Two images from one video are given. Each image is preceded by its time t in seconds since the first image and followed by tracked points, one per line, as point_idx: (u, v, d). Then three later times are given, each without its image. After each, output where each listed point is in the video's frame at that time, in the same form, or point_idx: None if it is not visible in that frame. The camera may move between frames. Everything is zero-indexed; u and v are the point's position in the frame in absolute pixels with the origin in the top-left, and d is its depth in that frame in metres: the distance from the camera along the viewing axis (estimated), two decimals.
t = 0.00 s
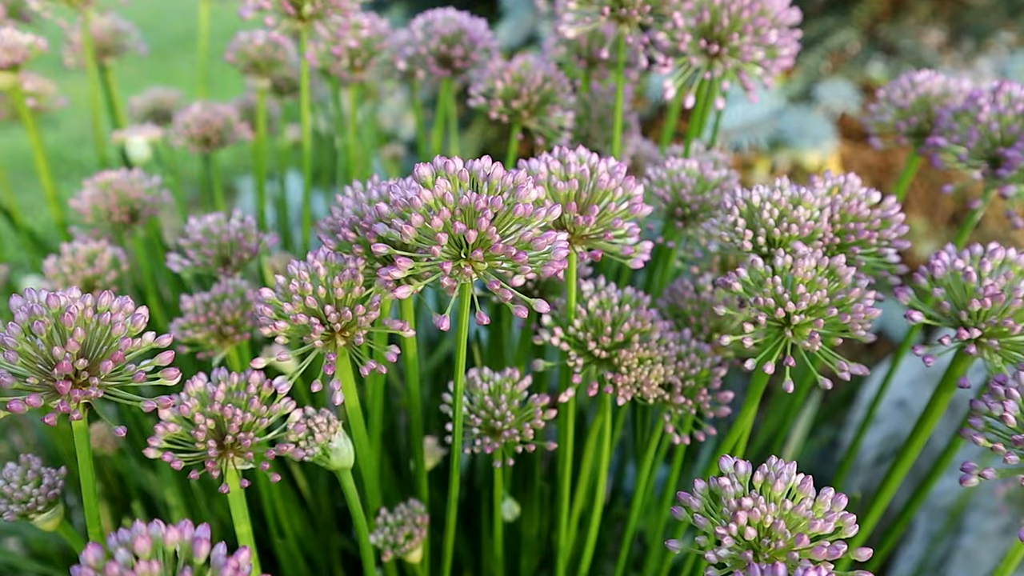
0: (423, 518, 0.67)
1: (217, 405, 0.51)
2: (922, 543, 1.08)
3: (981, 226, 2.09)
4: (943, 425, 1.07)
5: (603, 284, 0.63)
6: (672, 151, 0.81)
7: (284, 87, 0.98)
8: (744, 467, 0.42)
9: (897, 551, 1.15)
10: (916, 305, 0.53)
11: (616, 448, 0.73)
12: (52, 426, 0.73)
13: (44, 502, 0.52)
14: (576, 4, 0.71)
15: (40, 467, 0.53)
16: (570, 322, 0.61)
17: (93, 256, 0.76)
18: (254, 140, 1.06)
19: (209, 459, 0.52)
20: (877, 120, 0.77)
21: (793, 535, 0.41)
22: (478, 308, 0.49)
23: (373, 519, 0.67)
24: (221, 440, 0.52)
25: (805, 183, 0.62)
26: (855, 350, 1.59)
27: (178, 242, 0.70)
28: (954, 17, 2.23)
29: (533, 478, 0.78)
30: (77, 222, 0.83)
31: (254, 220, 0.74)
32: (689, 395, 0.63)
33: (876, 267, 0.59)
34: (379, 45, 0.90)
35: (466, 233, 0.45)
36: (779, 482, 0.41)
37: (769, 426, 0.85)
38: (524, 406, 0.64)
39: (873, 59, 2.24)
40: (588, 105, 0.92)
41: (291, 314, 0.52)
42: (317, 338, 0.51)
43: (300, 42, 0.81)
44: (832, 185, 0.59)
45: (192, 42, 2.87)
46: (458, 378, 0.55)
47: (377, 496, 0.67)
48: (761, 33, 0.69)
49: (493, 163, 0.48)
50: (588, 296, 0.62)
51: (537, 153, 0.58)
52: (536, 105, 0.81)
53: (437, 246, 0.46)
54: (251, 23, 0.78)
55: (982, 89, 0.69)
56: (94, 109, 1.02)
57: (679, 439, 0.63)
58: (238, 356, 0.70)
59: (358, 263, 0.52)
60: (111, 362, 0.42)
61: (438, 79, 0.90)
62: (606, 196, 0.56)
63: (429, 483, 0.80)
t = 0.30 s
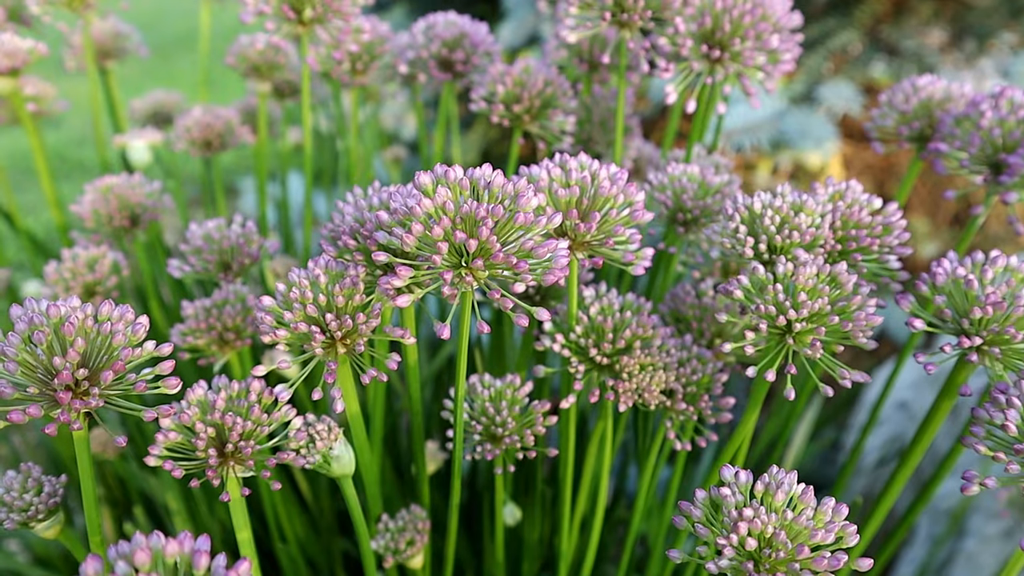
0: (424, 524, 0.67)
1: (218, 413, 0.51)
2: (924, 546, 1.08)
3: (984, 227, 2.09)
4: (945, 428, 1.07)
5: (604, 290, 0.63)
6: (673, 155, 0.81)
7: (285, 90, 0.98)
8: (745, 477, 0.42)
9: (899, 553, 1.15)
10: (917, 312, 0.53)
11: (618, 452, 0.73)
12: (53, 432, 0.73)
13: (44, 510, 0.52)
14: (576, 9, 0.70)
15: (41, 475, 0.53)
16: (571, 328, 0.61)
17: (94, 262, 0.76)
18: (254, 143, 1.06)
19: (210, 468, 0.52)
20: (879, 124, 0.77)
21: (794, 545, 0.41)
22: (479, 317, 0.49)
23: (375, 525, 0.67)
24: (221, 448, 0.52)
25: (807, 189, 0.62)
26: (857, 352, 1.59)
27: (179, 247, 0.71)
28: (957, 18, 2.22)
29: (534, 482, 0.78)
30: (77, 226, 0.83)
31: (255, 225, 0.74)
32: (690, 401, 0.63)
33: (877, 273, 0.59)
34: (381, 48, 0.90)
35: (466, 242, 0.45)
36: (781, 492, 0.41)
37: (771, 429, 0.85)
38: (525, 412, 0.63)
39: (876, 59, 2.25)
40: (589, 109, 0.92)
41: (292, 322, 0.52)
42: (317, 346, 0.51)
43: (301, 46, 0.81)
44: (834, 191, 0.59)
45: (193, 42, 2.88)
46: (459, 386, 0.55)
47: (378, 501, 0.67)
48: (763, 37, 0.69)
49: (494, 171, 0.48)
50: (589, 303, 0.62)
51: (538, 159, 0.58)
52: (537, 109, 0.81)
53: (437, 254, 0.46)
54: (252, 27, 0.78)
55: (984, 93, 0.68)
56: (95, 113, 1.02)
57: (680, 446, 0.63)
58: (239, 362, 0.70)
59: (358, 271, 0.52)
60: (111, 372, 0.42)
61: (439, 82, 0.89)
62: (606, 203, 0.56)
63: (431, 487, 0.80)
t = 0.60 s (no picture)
0: (423, 530, 0.67)
1: (212, 422, 0.51)
2: (926, 547, 1.07)
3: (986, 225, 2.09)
4: (947, 429, 1.07)
5: (602, 295, 0.63)
6: (672, 158, 0.81)
7: (284, 94, 0.97)
8: (740, 488, 0.42)
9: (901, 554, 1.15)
10: (917, 320, 0.53)
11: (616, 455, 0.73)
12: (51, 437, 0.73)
13: (39, 519, 0.52)
14: (573, 12, 0.70)
15: (36, 484, 0.53)
16: (568, 334, 0.60)
17: (92, 267, 0.76)
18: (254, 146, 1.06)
19: (205, 477, 0.52)
20: (878, 126, 0.77)
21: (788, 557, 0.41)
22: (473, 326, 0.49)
23: (372, 530, 0.66)
24: (216, 457, 0.52)
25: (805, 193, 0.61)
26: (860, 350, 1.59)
27: (176, 253, 0.71)
28: (960, 14, 2.20)
29: (534, 485, 0.78)
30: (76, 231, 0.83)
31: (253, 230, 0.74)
32: (688, 407, 0.63)
33: (875, 278, 0.59)
34: (379, 51, 0.90)
35: (460, 252, 0.45)
36: (775, 504, 0.41)
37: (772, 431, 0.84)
38: (522, 419, 0.63)
39: (878, 57, 2.24)
40: (588, 111, 0.91)
41: (286, 331, 0.51)
42: (312, 355, 0.51)
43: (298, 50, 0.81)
44: (832, 197, 0.59)
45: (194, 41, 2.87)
46: (455, 394, 0.55)
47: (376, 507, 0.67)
48: (762, 40, 0.68)
49: (488, 179, 0.48)
50: (587, 308, 0.62)
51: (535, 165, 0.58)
52: (536, 113, 0.81)
53: (431, 265, 0.45)
54: (249, 31, 0.78)
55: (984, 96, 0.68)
56: (94, 116, 1.02)
57: (678, 452, 0.63)
58: (237, 368, 0.70)
59: (353, 279, 0.51)
60: (102, 385, 0.42)
61: (438, 85, 0.89)
62: (603, 209, 0.56)
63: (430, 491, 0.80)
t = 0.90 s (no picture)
0: (416, 539, 0.66)
1: (200, 434, 0.51)
2: (933, 551, 1.06)
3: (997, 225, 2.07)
4: (954, 432, 1.05)
5: (597, 304, 0.62)
6: (671, 162, 0.80)
7: (284, 96, 0.97)
8: (729, 506, 0.42)
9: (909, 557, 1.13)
10: (916, 332, 0.52)
11: (614, 462, 0.72)
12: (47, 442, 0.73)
13: (27, 531, 0.52)
14: (570, 15, 0.69)
15: (25, 495, 0.53)
16: (562, 343, 0.60)
17: (87, 273, 0.75)
18: (254, 149, 1.05)
19: (193, 488, 0.52)
20: (881, 129, 0.76)
21: None
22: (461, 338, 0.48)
23: (367, 539, 0.66)
24: (205, 469, 0.52)
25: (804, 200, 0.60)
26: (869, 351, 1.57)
27: (170, 260, 0.70)
28: (971, 10, 2.16)
29: (531, 492, 0.77)
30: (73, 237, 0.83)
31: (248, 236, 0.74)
32: (684, 417, 0.62)
33: (874, 287, 0.58)
34: (377, 54, 0.89)
35: (446, 265, 0.44)
36: (764, 522, 0.41)
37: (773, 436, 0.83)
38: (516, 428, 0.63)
39: (888, 54, 2.20)
40: (588, 113, 0.90)
41: (274, 342, 0.51)
42: (299, 367, 0.51)
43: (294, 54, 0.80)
44: (830, 204, 0.58)
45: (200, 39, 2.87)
46: (446, 405, 0.54)
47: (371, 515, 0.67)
48: (761, 44, 0.68)
49: (476, 189, 0.47)
50: (581, 317, 0.61)
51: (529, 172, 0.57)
52: (533, 116, 0.80)
53: (416, 277, 0.45)
54: (244, 36, 0.77)
55: (987, 99, 0.67)
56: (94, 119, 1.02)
57: (674, 462, 0.62)
58: (232, 376, 0.69)
59: (342, 289, 0.51)
60: (85, 398, 0.42)
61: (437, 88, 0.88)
62: (596, 217, 0.55)
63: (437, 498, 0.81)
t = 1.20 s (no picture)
0: (406, 549, 0.65)
1: (180, 443, 0.50)
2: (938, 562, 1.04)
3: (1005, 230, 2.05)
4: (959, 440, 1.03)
5: (588, 311, 0.61)
6: (669, 167, 0.79)
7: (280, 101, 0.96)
8: (715, 521, 0.40)
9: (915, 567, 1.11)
10: (914, 342, 0.51)
11: (609, 471, 0.71)
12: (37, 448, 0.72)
13: (6, 540, 0.51)
14: (562, 18, 0.68)
15: (5, 503, 0.52)
16: (552, 351, 0.59)
17: (77, 279, 0.74)
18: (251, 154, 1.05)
19: (174, 498, 0.51)
20: (881, 133, 0.74)
21: None
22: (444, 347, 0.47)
23: (356, 549, 0.65)
24: (185, 478, 0.51)
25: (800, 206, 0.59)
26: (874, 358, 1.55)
27: (159, 265, 0.69)
28: (978, 14, 2.15)
29: (525, 502, 0.76)
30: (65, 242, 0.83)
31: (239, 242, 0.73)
32: (677, 426, 0.61)
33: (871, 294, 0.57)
34: (372, 58, 0.88)
35: (427, 272, 0.43)
36: (751, 538, 0.40)
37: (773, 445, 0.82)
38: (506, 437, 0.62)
39: (895, 59, 2.17)
40: (586, 117, 0.89)
41: (255, 350, 0.50)
42: (281, 375, 0.50)
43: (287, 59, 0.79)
44: (825, 210, 0.57)
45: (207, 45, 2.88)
46: (432, 416, 0.53)
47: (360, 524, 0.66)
48: (757, 47, 0.66)
49: (459, 194, 0.46)
50: (572, 324, 0.60)
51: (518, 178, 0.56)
52: (528, 121, 0.79)
53: (397, 284, 0.44)
54: (235, 41, 0.77)
55: (988, 103, 0.66)
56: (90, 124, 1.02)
57: (667, 473, 0.61)
58: (221, 380, 0.68)
59: (325, 296, 0.50)
60: (58, 406, 0.42)
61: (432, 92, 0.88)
62: (586, 223, 0.54)
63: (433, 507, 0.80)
